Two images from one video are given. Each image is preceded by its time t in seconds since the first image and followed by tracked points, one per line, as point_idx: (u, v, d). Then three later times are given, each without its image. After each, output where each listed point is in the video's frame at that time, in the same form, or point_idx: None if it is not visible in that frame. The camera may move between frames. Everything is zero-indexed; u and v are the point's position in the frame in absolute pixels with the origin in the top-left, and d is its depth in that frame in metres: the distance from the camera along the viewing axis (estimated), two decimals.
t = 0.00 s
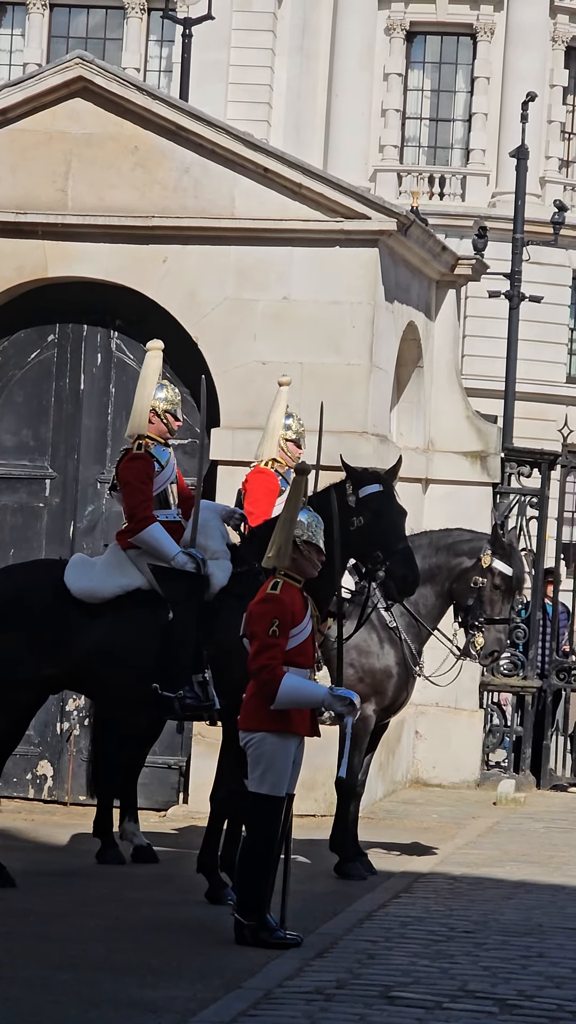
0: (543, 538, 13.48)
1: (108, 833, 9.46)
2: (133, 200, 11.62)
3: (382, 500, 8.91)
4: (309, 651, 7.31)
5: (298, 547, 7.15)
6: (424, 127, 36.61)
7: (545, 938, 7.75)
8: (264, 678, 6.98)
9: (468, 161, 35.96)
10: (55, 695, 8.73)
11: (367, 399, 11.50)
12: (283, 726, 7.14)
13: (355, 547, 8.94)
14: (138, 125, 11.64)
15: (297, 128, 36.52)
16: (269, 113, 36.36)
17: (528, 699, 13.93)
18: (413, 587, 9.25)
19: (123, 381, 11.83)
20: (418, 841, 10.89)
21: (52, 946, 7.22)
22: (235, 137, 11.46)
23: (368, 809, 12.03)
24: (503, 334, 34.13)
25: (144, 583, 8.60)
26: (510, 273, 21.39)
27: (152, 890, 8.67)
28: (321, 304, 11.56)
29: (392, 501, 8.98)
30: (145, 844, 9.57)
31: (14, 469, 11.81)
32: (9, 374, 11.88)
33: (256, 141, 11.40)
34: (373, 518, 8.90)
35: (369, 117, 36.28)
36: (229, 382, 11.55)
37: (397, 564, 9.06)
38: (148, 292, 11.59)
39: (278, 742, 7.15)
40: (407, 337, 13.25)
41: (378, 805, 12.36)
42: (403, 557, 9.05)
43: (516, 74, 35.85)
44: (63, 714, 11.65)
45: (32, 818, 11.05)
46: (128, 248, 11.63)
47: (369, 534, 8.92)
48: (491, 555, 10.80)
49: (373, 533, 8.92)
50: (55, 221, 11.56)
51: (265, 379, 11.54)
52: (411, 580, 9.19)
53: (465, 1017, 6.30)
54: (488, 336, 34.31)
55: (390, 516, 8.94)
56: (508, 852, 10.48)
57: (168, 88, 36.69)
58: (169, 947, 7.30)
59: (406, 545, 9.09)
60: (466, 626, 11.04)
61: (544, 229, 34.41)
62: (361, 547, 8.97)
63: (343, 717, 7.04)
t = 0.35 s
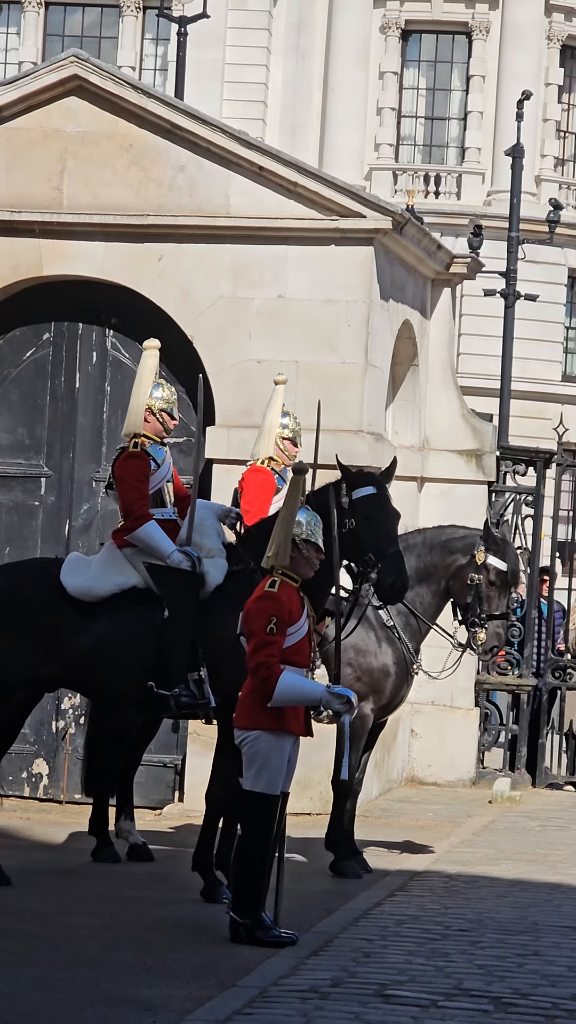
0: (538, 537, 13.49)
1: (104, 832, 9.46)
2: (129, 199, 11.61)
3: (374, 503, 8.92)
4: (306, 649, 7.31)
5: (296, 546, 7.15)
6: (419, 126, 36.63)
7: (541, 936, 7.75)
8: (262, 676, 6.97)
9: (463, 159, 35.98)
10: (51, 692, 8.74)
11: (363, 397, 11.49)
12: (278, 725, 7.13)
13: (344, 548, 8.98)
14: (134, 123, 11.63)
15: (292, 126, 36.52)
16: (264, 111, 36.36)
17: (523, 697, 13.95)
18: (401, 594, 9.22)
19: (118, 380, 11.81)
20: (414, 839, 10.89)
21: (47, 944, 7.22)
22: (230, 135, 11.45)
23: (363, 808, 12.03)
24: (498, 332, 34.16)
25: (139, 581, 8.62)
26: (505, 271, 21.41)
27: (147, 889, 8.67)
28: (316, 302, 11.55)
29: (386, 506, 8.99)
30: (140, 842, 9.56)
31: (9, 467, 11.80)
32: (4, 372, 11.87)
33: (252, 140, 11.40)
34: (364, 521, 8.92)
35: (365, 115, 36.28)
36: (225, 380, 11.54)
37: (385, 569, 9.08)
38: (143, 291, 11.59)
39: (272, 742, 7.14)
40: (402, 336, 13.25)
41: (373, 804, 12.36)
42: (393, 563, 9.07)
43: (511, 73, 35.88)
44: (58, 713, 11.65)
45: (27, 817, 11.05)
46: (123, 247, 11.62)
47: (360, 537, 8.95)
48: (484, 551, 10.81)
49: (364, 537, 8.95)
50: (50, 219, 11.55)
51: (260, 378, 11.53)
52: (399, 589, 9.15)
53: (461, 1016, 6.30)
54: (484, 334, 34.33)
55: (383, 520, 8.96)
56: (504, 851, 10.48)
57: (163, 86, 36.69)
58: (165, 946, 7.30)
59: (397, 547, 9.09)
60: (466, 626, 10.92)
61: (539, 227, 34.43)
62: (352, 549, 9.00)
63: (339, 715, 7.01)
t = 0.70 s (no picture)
0: (537, 528, 13.46)
1: (102, 825, 9.46)
2: (127, 191, 11.60)
3: (373, 493, 8.92)
4: (304, 641, 7.29)
5: (294, 538, 7.14)
6: (418, 118, 36.59)
7: (539, 928, 7.75)
8: (261, 667, 6.98)
9: (462, 151, 35.95)
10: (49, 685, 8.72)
11: (360, 389, 11.46)
12: (277, 716, 7.12)
13: (343, 541, 8.95)
14: (131, 115, 11.61)
15: (290, 119, 36.48)
16: (263, 103, 36.32)
17: (521, 689, 13.92)
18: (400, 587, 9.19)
19: (116, 371, 11.83)
20: (412, 831, 10.89)
21: (45, 937, 7.21)
22: (228, 127, 11.43)
23: (362, 800, 12.03)
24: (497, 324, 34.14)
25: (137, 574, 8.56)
26: (503, 263, 21.38)
27: (146, 881, 8.67)
28: (314, 294, 11.54)
29: (384, 497, 8.98)
30: (138, 834, 9.56)
31: (7, 459, 11.79)
32: (2, 364, 11.86)
33: (249, 131, 11.38)
34: (363, 512, 8.90)
35: (363, 107, 36.24)
36: (222, 372, 11.53)
37: (385, 559, 9.03)
38: (141, 283, 11.57)
39: (271, 733, 7.14)
40: (400, 328, 13.23)
41: (372, 795, 12.36)
42: (392, 553, 9.04)
43: (510, 65, 35.86)
44: (56, 706, 11.65)
45: (26, 809, 11.05)
46: (121, 239, 11.60)
47: (359, 528, 8.92)
48: (485, 536, 10.87)
49: (363, 528, 8.93)
50: (48, 211, 11.54)
51: (258, 369, 11.52)
52: (399, 579, 9.12)
53: (459, 1008, 6.30)
54: (482, 326, 34.31)
55: (381, 510, 8.94)
56: (502, 843, 10.48)
57: (161, 77, 36.64)
58: (163, 938, 7.29)
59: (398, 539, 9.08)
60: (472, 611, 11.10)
61: (538, 219, 34.42)
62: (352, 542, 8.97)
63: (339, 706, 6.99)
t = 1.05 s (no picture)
0: (539, 518, 13.42)
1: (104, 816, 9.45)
2: (127, 181, 11.59)
3: (375, 484, 8.91)
4: (306, 632, 7.29)
5: (293, 528, 7.14)
6: (419, 108, 36.54)
7: (541, 918, 7.74)
8: (261, 659, 6.96)
9: (463, 141, 35.90)
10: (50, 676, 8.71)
11: (361, 379, 11.44)
12: (279, 707, 7.12)
13: (347, 532, 8.95)
14: (131, 105, 11.60)
15: (291, 110, 36.43)
16: (264, 94, 36.27)
17: (524, 678, 13.93)
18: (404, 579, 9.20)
19: (118, 362, 11.81)
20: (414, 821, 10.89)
21: (48, 927, 7.22)
22: (228, 117, 11.41)
23: (364, 791, 12.03)
24: (498, 314, 34.12)
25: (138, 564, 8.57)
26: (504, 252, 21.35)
27: (148, 872, 8.67)
28: (315, 285, 11.52)
29: (387, 488, 8.95)
30: (140, 826, 9.55)
31: (9, 450, 11.79)
32: (3, 355, 11.85)
33: (250, 121, 11.35)
34: (365, 502, 8.90)
35: (364, 98, 36.18)
36: (223, 363, 11.52)
37: (390, 551, 9.01)
38: (141, 274, 11.56)
39: (273, 724, 7.13)
40: (402, 319, 13.22)
41: (374, 786, 12.37)
42: (398, 543, 9.02)
43: (511, 55, 35.80)
44: (58, 697, 11.66)
45: (28, 800, 11.06)
46: (122, 229, 11.59)
47: (363, 518, 8.91)
48: (485, 515, 10.90)
49: (365, 518, 8.91)
50: (49, 202, 11.52)
51: (259, 359, 11.51)
52: (403, 570, 9.10)
53: (461, 998, 6.30)
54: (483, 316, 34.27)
55: (383, 500, 8.92)
56: (504, 833, 10.48)
57: (162, 68, 36.58)
58: (165, 929, 7.30)
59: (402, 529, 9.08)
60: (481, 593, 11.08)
61: (539, 209, 34.38)
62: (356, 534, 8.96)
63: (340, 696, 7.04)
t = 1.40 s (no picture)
0: (540, 509, 13.40)
1: (106, 809, 9.47)
2: (128, 174, 11.58)
3: (377, 477, 8.91)
4: (306, 624, 7.29)
5: (293, 521, 7.13)
6: (420, 100, 36.49)
7: (543, 911, 7.75)
8: (261, 651, 6.97)
9: (464, 132, 35.85)
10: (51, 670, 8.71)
11: (362, 372, 11.44)
12: (280, 699, 7.12)
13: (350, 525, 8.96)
14: (133, 98, 11.58)
15: (292, 102, 36.38)
16: (264, 86, 36.22)
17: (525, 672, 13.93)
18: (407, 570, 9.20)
19: (119, 354, 11.82)
20: (416, 813, 10.90)
21: (50, 920, 7.22)
22: (229, 109, 11.40)
23: (366, 783, 12.03)
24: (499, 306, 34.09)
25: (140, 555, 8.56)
26: (507, 244, 21.31)
27: (149, 864, 8.67)
28: (316, 277, 11.52)
29: (390, 480, 8.96)
30: (142, 818, 9.56)
31: (10, 443, 11.78)
32: (4, 347, 11.85)
33: (251, 113, 11.34)
34: (368, 495, 8.90)
35: (365, 90, 36.13)
36: (224, 356, 11.51)
37: (393, 543, 9.00)
38: (143, 266, 11.55)
39: (274, 716, 7.14)
40: (403, 311, 13.20)
41: (376, 778, 12.37)
42: (400, 536, 8.99)
43: (512, 46, 35.75)
44: (60, 689, 11.66)
45: (30, 793, 11.07)
46: (122, 221, 11.58)
47: (366, 511, 8.92)
48: (488, 505, 10.93)
49: (368, 511, 8.93)
50: (50, 194, 11.52)
51: (261, 351, 11.51)
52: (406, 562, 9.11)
53: (463, 989, 6.31)
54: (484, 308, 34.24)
55: (386, 493, 8.92)
56: (506, 825, 10.48)
57: (163, 60, 36.54)
58: (167, 921, 7.30)
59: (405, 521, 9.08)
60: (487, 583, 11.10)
61: (540, 201, 34.34)
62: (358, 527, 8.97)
63: (340, 688, 6.98)
